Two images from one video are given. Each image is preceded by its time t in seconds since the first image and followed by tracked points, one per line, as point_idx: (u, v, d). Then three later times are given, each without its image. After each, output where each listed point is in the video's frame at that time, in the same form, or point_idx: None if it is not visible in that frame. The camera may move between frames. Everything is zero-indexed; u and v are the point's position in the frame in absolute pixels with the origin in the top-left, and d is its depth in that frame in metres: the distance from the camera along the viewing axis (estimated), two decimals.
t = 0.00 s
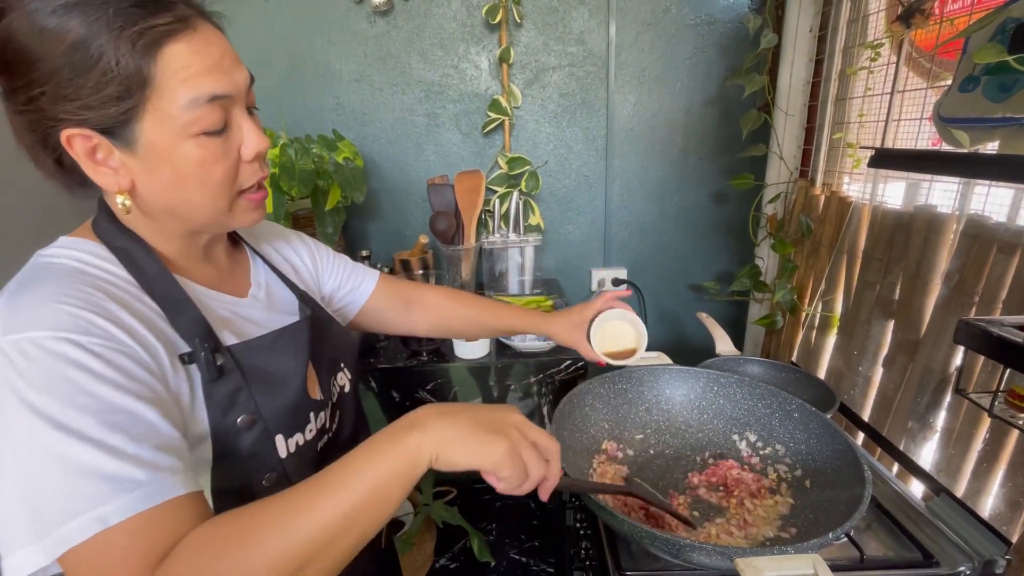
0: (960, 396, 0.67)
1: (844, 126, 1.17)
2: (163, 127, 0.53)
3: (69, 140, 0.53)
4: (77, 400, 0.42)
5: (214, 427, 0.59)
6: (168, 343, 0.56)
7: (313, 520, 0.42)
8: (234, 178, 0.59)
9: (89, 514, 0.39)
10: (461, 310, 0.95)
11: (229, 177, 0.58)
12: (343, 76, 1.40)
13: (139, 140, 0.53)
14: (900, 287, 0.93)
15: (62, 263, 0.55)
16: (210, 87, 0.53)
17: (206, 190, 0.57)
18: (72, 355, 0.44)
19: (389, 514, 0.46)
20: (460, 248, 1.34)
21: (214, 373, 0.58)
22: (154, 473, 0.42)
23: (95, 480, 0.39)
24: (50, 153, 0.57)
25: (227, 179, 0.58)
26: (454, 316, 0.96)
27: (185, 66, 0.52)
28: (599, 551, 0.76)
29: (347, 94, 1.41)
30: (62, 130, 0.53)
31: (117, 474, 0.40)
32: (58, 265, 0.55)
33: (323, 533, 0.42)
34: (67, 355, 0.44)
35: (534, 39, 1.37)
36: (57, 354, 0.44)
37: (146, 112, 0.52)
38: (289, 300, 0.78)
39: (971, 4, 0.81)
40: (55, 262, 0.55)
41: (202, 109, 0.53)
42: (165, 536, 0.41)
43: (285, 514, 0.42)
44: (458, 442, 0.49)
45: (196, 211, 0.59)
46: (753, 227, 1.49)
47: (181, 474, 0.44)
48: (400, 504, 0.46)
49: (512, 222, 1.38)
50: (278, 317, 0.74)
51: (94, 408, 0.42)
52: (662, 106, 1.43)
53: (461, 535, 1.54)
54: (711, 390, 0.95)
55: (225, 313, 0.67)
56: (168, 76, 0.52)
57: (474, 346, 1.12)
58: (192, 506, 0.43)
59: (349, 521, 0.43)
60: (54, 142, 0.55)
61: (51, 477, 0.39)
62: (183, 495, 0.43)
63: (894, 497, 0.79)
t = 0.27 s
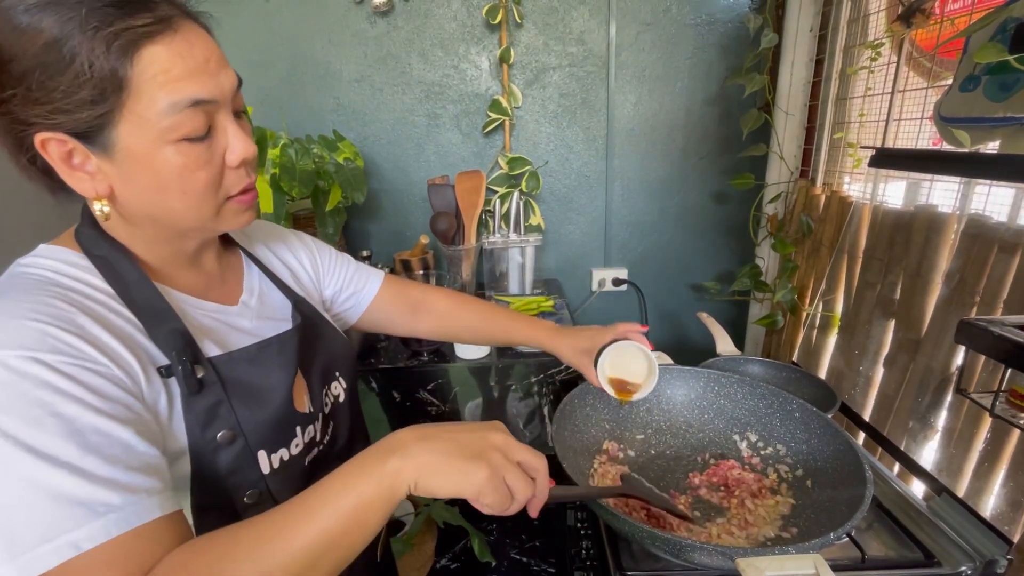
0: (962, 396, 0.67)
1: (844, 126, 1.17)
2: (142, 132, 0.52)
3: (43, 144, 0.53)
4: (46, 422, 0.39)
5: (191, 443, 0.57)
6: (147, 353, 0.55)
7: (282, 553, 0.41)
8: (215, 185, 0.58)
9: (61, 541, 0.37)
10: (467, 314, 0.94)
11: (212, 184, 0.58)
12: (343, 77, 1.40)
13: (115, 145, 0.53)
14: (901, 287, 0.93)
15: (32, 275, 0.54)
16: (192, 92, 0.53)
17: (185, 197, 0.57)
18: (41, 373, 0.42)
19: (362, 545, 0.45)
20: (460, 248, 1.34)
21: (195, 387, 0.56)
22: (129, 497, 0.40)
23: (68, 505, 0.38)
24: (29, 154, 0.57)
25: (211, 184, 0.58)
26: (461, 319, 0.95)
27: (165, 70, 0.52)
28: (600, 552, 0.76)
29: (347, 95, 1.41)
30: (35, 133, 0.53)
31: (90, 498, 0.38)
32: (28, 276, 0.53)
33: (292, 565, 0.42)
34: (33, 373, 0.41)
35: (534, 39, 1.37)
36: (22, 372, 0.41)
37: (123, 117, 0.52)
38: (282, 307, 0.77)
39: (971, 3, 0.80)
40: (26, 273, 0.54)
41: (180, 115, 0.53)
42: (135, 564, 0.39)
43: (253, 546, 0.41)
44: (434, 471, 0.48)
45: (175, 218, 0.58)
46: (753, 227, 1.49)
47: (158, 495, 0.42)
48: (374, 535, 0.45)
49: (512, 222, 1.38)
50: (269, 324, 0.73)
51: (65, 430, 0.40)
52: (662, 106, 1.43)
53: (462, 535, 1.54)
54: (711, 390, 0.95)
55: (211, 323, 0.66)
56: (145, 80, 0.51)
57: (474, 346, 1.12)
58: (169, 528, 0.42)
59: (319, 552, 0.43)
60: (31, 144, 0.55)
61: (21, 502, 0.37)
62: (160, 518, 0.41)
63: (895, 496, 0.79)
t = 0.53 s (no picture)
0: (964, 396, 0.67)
1: (845, 126, 1.17)
2: (137, 132, 0.52)
3: (35, 145, 0.53)
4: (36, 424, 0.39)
5: (185, 449, 0.57)
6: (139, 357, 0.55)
7: (290, 543, 0.42)
8: (209, 187, 0.58)
9: (60, 544, 0.37)
10: (472, 314, 0.93)
11: (207, 186, 0.58)
12: (344, 77, 1.40)
13: (109, 145, 0.53)
14: (901, 286, 0.93)
15: (19, 278, 0.53)
16: (189, 93, 0.53)
17: (178, 198, 0.57)
18: (30, 377, 0.42)
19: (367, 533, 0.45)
20: (460, 248, 1.34)
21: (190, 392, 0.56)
22: (128, 498, 0.40)
23: (65, 507, 0.37)
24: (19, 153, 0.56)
25: (206, 186, 0.58)
26: (466, 319, 0.94)
27: (162, 70, 0.52)
28: (601, 552, 0.76)
29: (347, 95, 1.41)
30: (27, 133, 0.52)
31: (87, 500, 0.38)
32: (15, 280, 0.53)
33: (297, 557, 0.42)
34: (23, 378, 0.41)
35: (535, 39, 1.37)
36: (11, 377, 0.41)
37: (119, 117, 0.52)
38: (279, 309, 0.77)
39: (972, 3, 0.80)
40: (13, 278, 0.53)
41: (176, 116, 0.53)
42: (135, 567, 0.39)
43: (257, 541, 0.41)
44: (434, 452, 0.48)
45: (167, 219, 0.58)
46: (753, 227, 1.49)
47: (154, 495, 0.42)
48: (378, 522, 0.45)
49: (512, 222, 1.38)
50: (267, 326, 0.73)
51: (55, 432, 0.39)
52: (663, 106, 1.43)
53: (463, 535, 1.54)
54: (712, 390, 0.95)
55: (206, 326, 0.66)
56: (144, 80, 0.51)
57: (475, 346, 1.12)
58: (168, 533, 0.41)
59: (324, 544, 0.43)
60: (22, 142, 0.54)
61: (16, 507, 0.37)
62: (160, 519, 0.41)
63: (896, 496, 0.79)
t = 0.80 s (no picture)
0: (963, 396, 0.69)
1: (845, 125, 1.17)
2: (148, 126, 0.52)
3: (42, 140, 0.52)
4: (62, 411, 0.38)
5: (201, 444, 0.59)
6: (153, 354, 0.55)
7: (360, 492, 0.41)
8: (217, 183, 0.58)
9: (104, 525, 0.36)
10: (474, 316, 0.92)
11: (215, 183, 0.58)
12: (344, 77, 1.40)
13: (120, 140, 0.52)
14: (902, 286, 0.93)
15: (22, 279, 0.52)
16: (200, 88, 0.53)
17: (186, 194, 0.56)
18: (51, 365, 0.41)
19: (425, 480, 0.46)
20: (461, 248, 1.34)
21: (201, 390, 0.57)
22: (164, 476, 0.39)
23: (102, 487, 0.36)
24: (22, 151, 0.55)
25: (214, 183, 0.58)
26: (469, 321, 0.93)
27: (175, 65, 0.52)
28: (601, 552, 0.76)
29: (347, 95, 1.41)
30: (35, 129, 0.51)
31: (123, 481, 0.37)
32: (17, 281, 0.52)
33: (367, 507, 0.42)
34: (42, 368, 0.41)
35: (535, 39, 1.37)
36: (29, 368, 0.40)
37: (131, 110, 0.51)
38: (281, 307, 0.78)
39: (972, 2, 0.80)
40: (18, 280, 0.52)
41: (187, 110, 0.53)
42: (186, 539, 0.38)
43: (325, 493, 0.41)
44: (480, 404, 0.51)
45: (173, 215, 0.58)
46: (754, 227, 1.49)
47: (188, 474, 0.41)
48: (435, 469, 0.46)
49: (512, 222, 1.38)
50: (271, 323, 0.74)
51: (81, 417, 0.39)
52: (663, 106, 1.43)
53: (463, 535, 1.54)
54: (712, 390, 0.95)
55: (215, 324, 0.67)
56: (157, 76, 0.51)
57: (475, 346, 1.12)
58: (211, 504, 0.41)
59: (391, 492, 0.43)
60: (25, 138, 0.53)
61: (52, 492, 0.36)
62: (200, 495, 0.40)
63: (897, 496, 0.79)
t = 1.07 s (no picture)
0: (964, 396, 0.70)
1: (845, 125, 1.17)
2: (176, 115, 0.51)
3: (66, 129, 0.50)
4: (144, 386, 0.42)
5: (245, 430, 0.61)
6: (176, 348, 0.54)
7: (478, 460, 0.50)
8: (238, 173, 0.58)
9: (221, 476, 0.41)
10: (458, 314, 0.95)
11: (237, 174, 0.58)
12: (345, 78, 1.40)
13: (148, 127, 0.51)
14: (902, 286, 0.93)
15: (47, 278, 0.52)
16: (221, 79, 0.53)
17: (214, 181, 0.56)
18: (121, 348, 0.44)
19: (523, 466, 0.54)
20: (461, 249, 1.34)
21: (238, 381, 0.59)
22: (246, 432, 0.43)
23: (202, 445, 0.41)
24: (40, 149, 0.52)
25: (236, 173, 0.58)
26: (451, 320, 0.95)
27: (202, 56, 0.52)
28: (602, 552, 0.76)
29: (348, 96, 1.41)
30: (64, 118, 0.49)
31: (217, 439, 0.42)
32: (43, 281, 0.51)
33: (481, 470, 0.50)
34: (116, 352, 0.43)
35: (535, 39, 1.37)
36: (103, 352, 0.43)
37: (160, 96, 0.50)
38: (284, 305, 0.78)
39: (972, 2, 0.80)
40: (41, 280, 0.51)
41: (213, 99, 0.53)
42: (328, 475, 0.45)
43: (450, 451, 0.49)
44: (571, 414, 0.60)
45: (202, 205, 0.57)
46: (754, 227, 1.49)
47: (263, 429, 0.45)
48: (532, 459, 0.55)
49: (513, 222, 1.38)
50: (281, 320, 0.75)
51: (161, 390, 0.42)
52: (663, 106, 1.43)
53: (463, 535, 1.54)
54: (712, 390, 0.95)
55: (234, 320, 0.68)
56: (185, 64, 0.51)
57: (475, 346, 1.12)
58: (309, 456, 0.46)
59: (501, 463, 0.51)
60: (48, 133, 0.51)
61: (158, 457, 0.40)
62: (285, 449, 0.44)
63: (897, 496, 0.79)
